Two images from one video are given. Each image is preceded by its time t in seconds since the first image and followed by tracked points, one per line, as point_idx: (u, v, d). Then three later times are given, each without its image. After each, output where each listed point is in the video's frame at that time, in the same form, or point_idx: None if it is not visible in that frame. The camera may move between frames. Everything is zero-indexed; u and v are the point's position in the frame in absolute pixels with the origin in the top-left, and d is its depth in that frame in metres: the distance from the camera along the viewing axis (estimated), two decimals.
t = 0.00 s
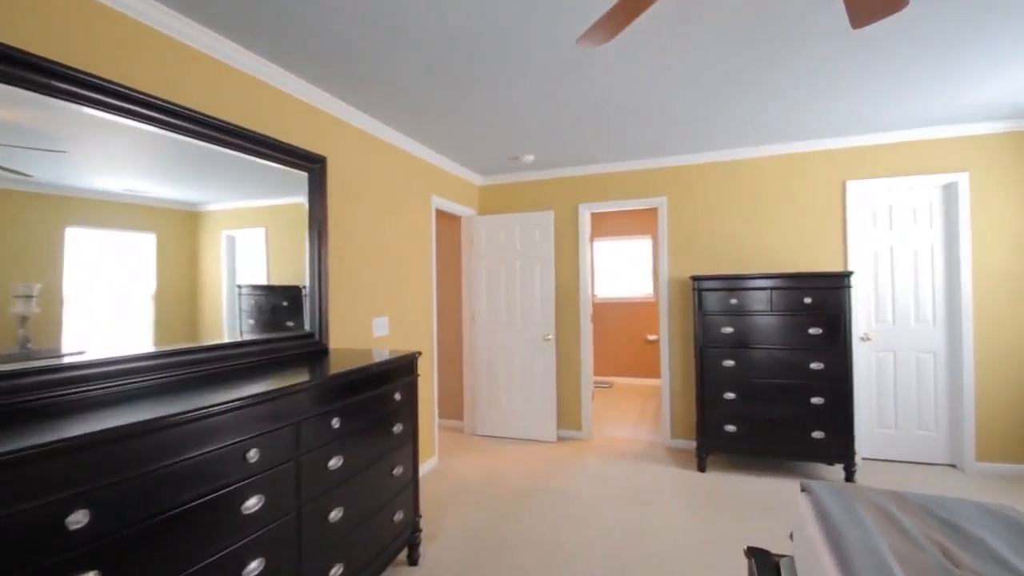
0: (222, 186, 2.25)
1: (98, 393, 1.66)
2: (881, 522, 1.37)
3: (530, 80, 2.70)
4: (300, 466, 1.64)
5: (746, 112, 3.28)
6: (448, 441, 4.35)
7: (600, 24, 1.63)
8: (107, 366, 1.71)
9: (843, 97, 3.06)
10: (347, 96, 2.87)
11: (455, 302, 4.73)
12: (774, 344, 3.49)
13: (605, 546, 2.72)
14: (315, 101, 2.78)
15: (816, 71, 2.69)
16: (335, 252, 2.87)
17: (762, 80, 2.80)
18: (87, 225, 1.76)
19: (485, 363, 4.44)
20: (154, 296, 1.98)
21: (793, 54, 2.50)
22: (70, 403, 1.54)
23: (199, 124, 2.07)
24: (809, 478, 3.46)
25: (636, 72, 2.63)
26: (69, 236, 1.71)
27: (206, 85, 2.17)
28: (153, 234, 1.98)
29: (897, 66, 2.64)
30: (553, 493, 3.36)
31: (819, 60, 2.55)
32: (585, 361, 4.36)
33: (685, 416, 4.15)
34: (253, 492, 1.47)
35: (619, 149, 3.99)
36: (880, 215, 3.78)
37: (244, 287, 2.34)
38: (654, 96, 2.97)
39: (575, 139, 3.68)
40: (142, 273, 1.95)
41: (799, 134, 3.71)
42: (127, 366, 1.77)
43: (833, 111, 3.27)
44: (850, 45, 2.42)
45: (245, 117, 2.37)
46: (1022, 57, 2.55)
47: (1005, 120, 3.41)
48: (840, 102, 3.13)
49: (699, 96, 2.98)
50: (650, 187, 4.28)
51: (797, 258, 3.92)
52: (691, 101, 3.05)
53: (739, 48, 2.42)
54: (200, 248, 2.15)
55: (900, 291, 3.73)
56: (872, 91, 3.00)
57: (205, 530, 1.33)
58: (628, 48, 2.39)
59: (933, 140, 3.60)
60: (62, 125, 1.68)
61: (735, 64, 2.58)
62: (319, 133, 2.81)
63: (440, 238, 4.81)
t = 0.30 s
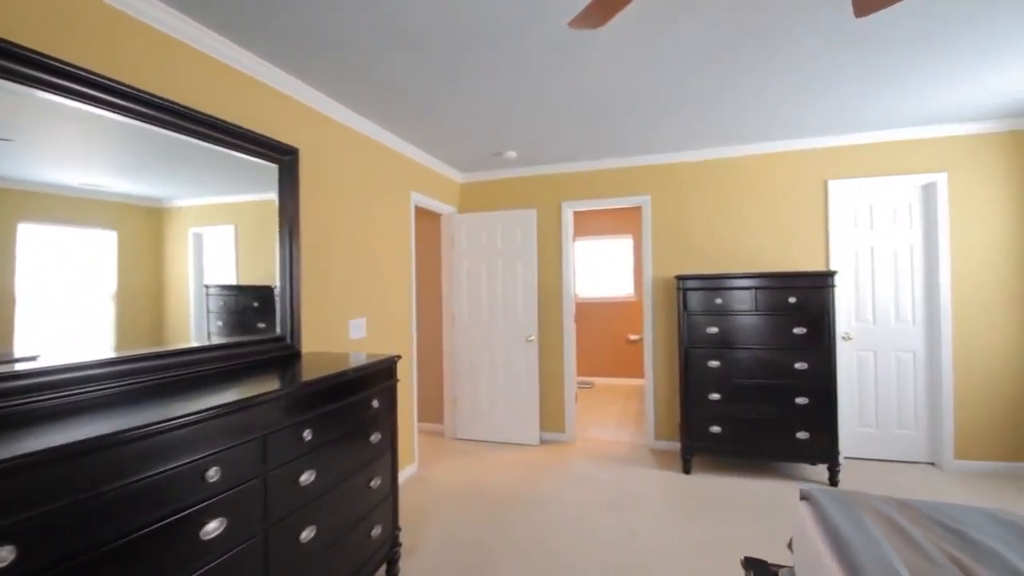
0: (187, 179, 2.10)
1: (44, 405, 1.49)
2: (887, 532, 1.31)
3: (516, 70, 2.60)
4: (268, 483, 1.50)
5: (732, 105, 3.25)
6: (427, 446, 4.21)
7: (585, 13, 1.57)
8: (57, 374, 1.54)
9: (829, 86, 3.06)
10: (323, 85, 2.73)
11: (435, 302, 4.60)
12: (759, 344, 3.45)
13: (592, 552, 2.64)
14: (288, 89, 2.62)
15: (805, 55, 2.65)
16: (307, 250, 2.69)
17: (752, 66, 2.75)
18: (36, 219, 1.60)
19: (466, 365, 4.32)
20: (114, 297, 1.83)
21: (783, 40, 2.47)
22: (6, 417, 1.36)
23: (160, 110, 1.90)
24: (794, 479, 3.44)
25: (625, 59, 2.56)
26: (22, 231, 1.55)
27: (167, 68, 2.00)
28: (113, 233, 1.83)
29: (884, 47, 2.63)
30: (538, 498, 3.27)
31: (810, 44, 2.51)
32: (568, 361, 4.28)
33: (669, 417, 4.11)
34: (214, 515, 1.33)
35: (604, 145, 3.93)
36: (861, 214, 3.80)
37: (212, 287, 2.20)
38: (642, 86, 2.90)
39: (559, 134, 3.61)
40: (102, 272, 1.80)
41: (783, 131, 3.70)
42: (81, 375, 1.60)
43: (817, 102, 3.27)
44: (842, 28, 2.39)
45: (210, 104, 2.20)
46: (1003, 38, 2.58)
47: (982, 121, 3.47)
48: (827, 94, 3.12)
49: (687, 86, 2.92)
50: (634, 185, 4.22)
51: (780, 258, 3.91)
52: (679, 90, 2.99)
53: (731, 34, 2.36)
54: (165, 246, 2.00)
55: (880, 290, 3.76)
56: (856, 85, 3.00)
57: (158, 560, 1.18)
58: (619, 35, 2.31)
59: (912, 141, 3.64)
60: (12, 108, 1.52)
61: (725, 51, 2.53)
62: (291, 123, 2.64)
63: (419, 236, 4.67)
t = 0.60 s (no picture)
0: (146, 165, 1.92)
1: None
2: (902, 540, 1.24)
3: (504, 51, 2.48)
4: (231, 500, 1.36)
5: (724, 96, 3.18)
6: (408, 448, 4.06)
7: None
8: None
9: (819, 78, 3.02)
10: (298, 67, 2.57)
11: (416, 298, 4.44)
12: (747, 340, 3.38)
13: (583, 556, 2.54)
14: (258, 70, 2.44)
15: (798, 44, 2.60)
16: (277, 243, 2.52)
17: (745, 54, 2.69)
18: None
19: (448, 364, 4.19)
20: (74, 295, 1.66)
21: (780, 26, 2.40)
22: None
23: (114, 86, 1.72)
24: (782, 477, 3.40)
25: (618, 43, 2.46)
26: None
27: (121, 41, 1.82)
28: (76, 225, 1.66)
29: (880, 40, 2.59)
30: (524, 500, 3.17)
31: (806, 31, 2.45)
32: (553, 359, 4.18)
33: (655, 416, 4.03)
34: (168, 538, 1.18)
35: (591, 138, 3.83)
36: (847, 211, 3.78)
37: (178, 283, 2.02)
38: (633, 71, 2.81)
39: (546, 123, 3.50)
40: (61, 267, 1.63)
41: (771, 125, 3.66)
42: (23, 378, 1.43)
43: (807, 95, 3.23)
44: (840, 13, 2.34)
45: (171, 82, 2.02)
46: (997, 34, 2.55)
47: (968, 117, 3.49)
48: (819, 85, 3.08)
49: (680, 70, 2.84)
50: (621, 179, 4.13)
51: (767, 254, 3.86)
52: (671, 77, 2.91)
53: (728, 15, 2.29)
54: (132, 239, 1.83)
55: (866, 287, 3.75)
56: (848, 76, 2.96)
57: None
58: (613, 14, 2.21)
59: (899, 137, 3.65)
60: None
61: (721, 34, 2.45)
62: (260, 106, 2.46)
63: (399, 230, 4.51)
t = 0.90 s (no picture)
0: (106, 148, 1.73)
1: None
2: (929, 556, 1.16)
3: (497, 39, 2.36)
4: (195, 520, 1.21)
5: (720, 89, 3.10)
6: (392, 450, 3.92)
7: None
8: None
9: (818, 73, 2.95)
10: (275, 47, 2.39)
11: (399, 295, 4.28)
12: (741, 338, 3.30)
13: (576, 564, 2.44)
14: (229, 47, 2.25)
15: (801, 38, 2.51)
16: (252, 235, 2.35)
17: (746, 49, 2.60)
18: None
19: (434, 363, 4.05)
20: (38, 290, 1.51)
21: (785, 17, 2.31)
22: None
23: (58, 53, 1.51)
24: (775, 477, 3.35)
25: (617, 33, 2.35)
26: None
27: (71, 5, 1.61)
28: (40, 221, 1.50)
29: (885, 36, 2.52)
30: (514, 504, 3.06)
31: (812, 24, 2.36)
32: (542, 358, 4.07)
33: (646, 415, 3.94)
34: (120, 568, 1.03)
35: (582, 130, 3.72)
36: (840, 206, 3.73)
37: (149, 279, 1.89)
38: (631, 64, 2.70)
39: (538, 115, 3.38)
40: (22, 261, 1.46)
41: (766, 118, 3.59)
42: None
43: (805, 89, 3.16)
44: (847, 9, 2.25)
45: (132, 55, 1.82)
46: (1001, 29, 2.50)
47: (962, 113, 3.46)
48: (816, 78, 3.01)
49: (679, 63, 2.74)
50: (612, 173, 4.03)
51: (760, 250, 3.80)
52: (669, 71, 2.81)
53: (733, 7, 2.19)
54: (97, 229, 1.67)
55: (858, 284, 3.71)
56: (846, 69, 2.90)
57: None
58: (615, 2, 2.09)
59: (894, 132, 3.61)
60: None
61: (724, 27, 2.35)
62: (232, 87, 2.28)
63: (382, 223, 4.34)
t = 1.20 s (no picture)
0: (59, 129, 1.55)
1: None
2: (958, 573, 1.08)
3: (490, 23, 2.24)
4: (149, 549, 1.07)
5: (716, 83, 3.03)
6: (374, 455, 3.77)
7: None
8: None
9: (815, 67, 2.89)
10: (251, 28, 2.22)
11: (383, 294, 4.13)
12: (736, 339, 3.23)
13: None
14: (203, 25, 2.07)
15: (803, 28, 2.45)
16: (223, 228, 2.16)
17: (747, 39, 2.52)
18: None
19: (419, 364, 3.91)
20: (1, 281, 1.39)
21: (788, 7, 2.23)
22: None
23: None
24: (769, 481, 3.28)
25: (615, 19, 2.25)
26: None
27: None
28: None
29: (886, 27, 2.46)
30: (504, 510, 2.95)
31: (814, 14, 2.30)
32: (530, 359, 3.96)
33: (637, 417, 3.85)
34: None
35: (575, 124, 3.62)
36: (832, 205, 3.69)
37: (117, 277, 1.75)
38: (628, 53, 2.61)
39: (529, 107, 3.27)
40: None
41: (760, 115, 3.53)
42: None
43: (801, 85, 3.10)
44: None
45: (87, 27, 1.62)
46: (1002, 23, 2.46)
47: (955, 112, 3.45)
48: (813, 71, 2.95)
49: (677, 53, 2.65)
50: (604, 169, 3.93)
51: (752, 249, 3.74)
52: (666, 61, 2.72)
53: None
54: (62, 223, 1.53)
55: (851, 284, 3.67)
56: (844, 63, 2.85)
57: None
58: None
59: (888, 130, 3.58)
60: None
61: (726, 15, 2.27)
62: (207, 68, 2.10)
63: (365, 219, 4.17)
